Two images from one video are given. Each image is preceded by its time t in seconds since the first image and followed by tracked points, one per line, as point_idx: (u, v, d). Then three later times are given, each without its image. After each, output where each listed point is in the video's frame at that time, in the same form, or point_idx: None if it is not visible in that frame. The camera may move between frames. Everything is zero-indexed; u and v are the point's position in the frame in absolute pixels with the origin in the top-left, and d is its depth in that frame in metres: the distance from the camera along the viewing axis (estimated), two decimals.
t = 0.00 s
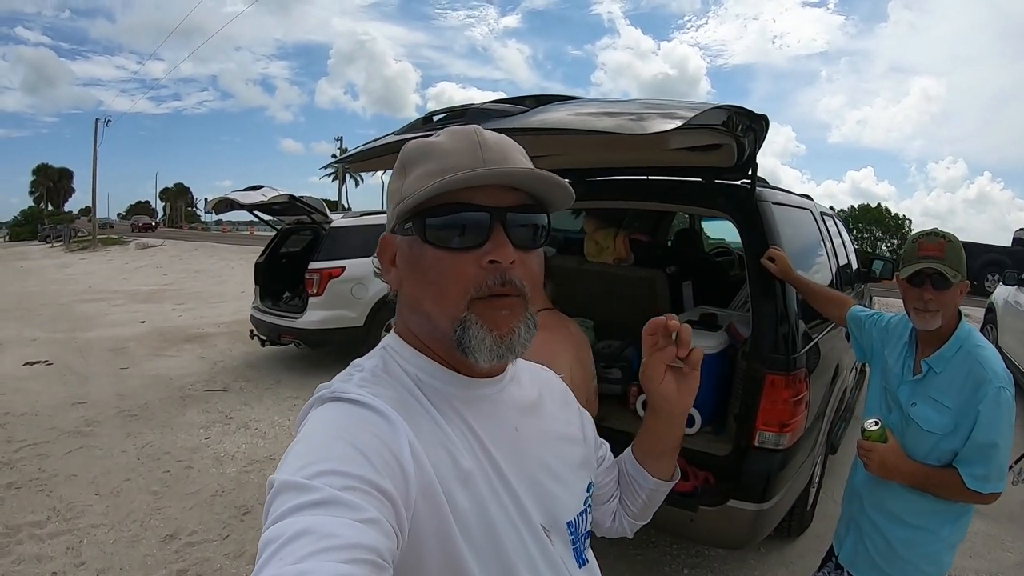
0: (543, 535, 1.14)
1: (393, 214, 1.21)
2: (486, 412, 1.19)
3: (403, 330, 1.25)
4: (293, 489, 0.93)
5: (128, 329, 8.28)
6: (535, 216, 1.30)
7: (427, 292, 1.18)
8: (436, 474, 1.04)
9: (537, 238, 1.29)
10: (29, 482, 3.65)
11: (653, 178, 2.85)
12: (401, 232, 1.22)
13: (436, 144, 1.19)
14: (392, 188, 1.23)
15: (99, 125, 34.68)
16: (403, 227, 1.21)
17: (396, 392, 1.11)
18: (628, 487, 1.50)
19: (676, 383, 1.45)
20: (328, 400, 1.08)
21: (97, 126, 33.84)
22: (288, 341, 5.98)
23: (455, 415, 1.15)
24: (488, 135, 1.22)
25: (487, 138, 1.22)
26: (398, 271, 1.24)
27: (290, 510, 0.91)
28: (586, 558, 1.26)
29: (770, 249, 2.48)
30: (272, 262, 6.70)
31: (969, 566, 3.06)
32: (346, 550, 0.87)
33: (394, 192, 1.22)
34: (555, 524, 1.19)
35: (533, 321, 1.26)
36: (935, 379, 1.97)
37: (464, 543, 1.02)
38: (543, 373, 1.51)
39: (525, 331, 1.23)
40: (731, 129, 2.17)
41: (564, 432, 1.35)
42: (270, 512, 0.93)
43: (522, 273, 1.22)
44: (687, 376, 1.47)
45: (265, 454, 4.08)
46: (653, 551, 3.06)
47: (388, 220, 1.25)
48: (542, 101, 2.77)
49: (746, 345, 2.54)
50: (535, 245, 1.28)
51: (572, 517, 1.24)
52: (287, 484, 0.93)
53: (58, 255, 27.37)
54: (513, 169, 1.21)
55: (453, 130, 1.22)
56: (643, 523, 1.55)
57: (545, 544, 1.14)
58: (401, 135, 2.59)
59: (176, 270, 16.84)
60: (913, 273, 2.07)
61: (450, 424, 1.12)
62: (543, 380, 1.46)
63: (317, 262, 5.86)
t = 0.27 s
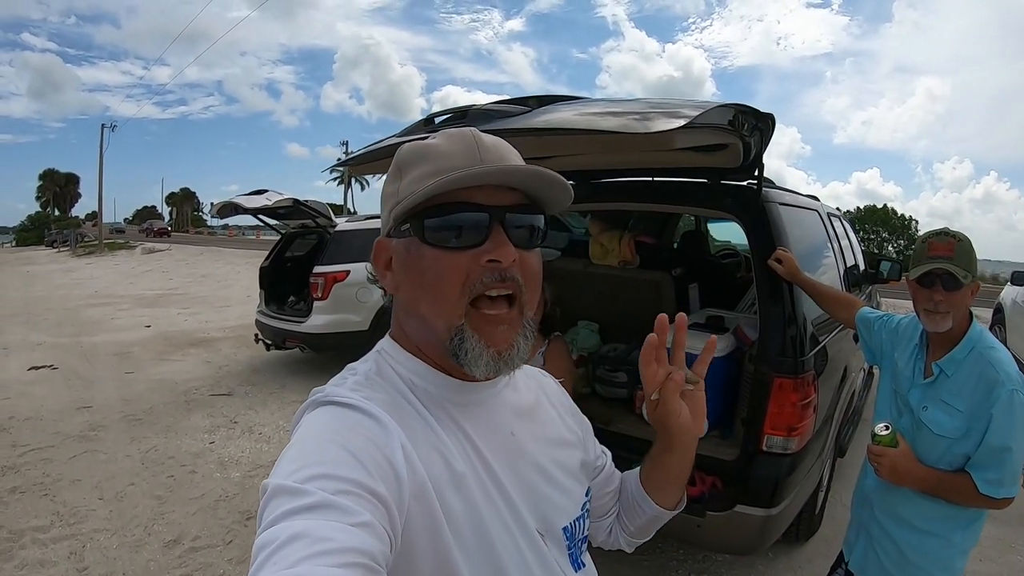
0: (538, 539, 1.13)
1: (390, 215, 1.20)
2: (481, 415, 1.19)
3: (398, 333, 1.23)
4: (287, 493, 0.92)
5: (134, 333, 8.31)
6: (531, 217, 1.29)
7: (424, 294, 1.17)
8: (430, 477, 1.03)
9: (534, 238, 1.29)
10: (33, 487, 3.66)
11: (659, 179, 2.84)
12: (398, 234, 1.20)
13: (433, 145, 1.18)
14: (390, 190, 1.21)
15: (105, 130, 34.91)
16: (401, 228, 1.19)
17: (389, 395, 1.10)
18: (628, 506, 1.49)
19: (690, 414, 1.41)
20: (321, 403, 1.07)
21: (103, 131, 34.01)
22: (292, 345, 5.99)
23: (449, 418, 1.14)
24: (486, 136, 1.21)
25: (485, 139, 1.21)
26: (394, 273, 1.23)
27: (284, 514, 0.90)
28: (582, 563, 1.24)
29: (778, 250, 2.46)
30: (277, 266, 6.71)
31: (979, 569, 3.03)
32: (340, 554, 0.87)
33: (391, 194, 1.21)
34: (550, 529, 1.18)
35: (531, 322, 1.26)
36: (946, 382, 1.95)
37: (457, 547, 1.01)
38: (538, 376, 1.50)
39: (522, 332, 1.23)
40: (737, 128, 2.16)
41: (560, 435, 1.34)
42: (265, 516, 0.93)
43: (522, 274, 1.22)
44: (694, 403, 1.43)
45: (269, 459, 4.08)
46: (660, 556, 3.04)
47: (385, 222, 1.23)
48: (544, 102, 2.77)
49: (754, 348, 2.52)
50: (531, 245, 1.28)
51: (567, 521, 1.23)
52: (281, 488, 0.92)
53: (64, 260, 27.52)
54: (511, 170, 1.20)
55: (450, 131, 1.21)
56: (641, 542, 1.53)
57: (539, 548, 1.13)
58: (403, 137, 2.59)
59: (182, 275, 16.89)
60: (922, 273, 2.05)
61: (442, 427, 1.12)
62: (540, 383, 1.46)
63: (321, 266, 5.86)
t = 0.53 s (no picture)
0: (549, 541, 1.13)
1: (405, 216, 1.19)
2: (492, 416, 1.18)
3: (411, 333, 1.23)
4: (299, 494, 0.92)
5: (140, 337, 8.34)
6: (544, 219, 1.29)
7: (442, 294, 1.17)
8: (441, 478, 1.03)
9: (546, 240, 1.29)
10: (38, 489, 3.67)
11: (665, 181, 2.83)
12: (412, 234, 1.20)
13: (448, 146, 1.17)
14: (404, 191, 1.20)
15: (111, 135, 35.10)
16: (416, 229, 1.19)
17: (400, 396, 1.10)
18: (632, 509, 1.48)
19: (702, 429, 1.40)
20: (331, 404, 1.07)
21: (109, 135, 34.18)
22: (298, 348, 6.00)
23: (459, 419, 1.14)
24: (501, 138, 1.21)
25: (499, 142, 1.21)
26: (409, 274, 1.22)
27: (295, 515, 0.90)
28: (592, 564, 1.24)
29: (785, 251, 2.45)
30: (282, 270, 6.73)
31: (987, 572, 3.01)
32: (353, 555, 0.86)
33: (406, 195, 1.19)
34: (559, 530, 1.18)
35: (547, 321, 1.27)
36: (956, 384, 1.93)
37: (469, 548, 1.01)
38: (546, 377, 1.49)
39: (540, 331, 1.24)
40: (744, 129, 2.16)
41: (569, 436, 1.34)
42: (276, 517, 0.92)
43: (539, 273, 1.23)
44: (706, 416, 1.41)
45: (274, 462, 4.08)
46: (667, 560, 3.02)
47: (398, 223, 1.22)
48: (550, 103, 2.76)
49: (761, 350, 2.51)
50: (544, 247, 1.28)
51: (577, 521, 1.22)
52: (292, 489, 0.92)
53: (70, 264, 27.65)
54: (527, 172, 1.20)
55: (464, 133, 1.21)
56: (640, 541, 1.53)
57: (550, 549, 1.12)
58: (408, 139, 2.59)
59: (187, 278, 16.95)
60: (930, 273, 2.04)
61: (453, 428, 1.11)
62: (548, 384, 1.45)
63: (326, 269, 5.87)
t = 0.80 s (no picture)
0: (552, 546, 1.12)
1: (414, 218, 1.18)
2: (495, 422, 1.18)
3: (417, 337, 1.22)
4: (303, 500, 0.91)
5: (141, 338, 8.35)
6: (549, 223, 1.29)
7: (452, 297, 1.16)
8: (445, 484, 1.02)
9: (551, 244, 1.29)
10: (39, 491, 3.67)
11: (669, 183, 2.83)
12: (420, 238, 1.19)
13: (457, 150, 1.17)
14: (411, 195, 1.19)
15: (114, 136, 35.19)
16: (424, 233, 1.18)
17: (403, 401, 1.10)
18: (632, 514, 1.48)
19: (705, 437, 1.39)
20: (335, 410, 1.06)
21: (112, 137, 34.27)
22: (300, 350, 6.00)
23: (463, 424, 1.14)
24: (509, 144, 1.22)
25: (508, 148, 1.22)
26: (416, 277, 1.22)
27: (298, 521, 0.89)
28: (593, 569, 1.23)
29: (789, 253, 2.44)
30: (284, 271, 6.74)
31: None
32: (356, 560, 0.86)
33: (413, 199, 1.19)
34: (562, 535, 1.17)
35: (554, 324, 1.27)
36: (961, 388, 1.92)
37: (473, 554, 1.00)
38: (547, 381, 1.49)
39: (547, 333, 1.24)
40: (747, 130, 2.15)
41: (572, 442, 1.34)
42: (279, 522, 0.92)
43: (548, 276, 1.23)
44: (709, 424, 1.40)
45: (275, 464, 4.08)
46: (669, 564, 3.02)
47: (405, 225, 1.21)
48: (551, 105, 2.76)
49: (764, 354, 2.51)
50: (549, 251, 1.28)
51: (579, 526, 1.22)
52: (295, 494, 0.92)
53: (73, 265, 27.72)
54: (537, 177, 1.21)
55: (472, 137, 1.20)
56: (637, 546, 1.53)
57: (554, 555, 1.12)
58: (409, 141, 2.59)
59: (190, 279, 16.98)
60: (934, 276, 2.03)
61: (456, 433, 1.11)
62: (550, 389, 1.45)
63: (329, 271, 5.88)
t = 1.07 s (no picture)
0: (553, 548, 1.12)
1: (416, 219, 1.17)
2: (496, 422, 1.17)
3: (419, 337, 1.22)
4: (304, 500, 0.91)
5: (143, 338, 8.36)
6: (551, 224, 1.28)
7: (455, 298, 1.16)
8: (446, 485, 1.02)
9: (553, 245, 1.29)
10: (40, 491, 3.67)
11: (669, 182, 2.82)
12: (421, 238, 1.18)
13: (458, 150, 1.16)
14: (412, 195, 1.19)
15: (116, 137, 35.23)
16: (426, 233, 1.18)
17: (404, 402, 1.09)
18: (633, 516, 1.48)
19: (706, 439, 1.39)
20: (335, 410, 1.06)
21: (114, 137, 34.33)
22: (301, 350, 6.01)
23: (464, 425, 1.13)
24: (511, 144, 1.21)
25: (510, 148, 1.21)
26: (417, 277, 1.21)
27: (299, 521, 0.89)
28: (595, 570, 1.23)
29: (791, 253, 2.44)
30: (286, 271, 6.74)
31: None
32: (356, 561, 0.86)
33: (414, 199, 1.18)
34: (563, 536, 1.17)
35: (556, 325, 1.26)
36: (963, 389, 1.92)
37: (473, 556, 1.00)
38: (549, 382, 1.48)
39: (548, 335, 1.24)
40: (748, 128, 2.15)
41: (573, 443, 1.33)
42: (280, 522, 0.92)
43: (550, 278, 1.23)
44: (711, 426, 1.39)
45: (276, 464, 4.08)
46: (670, 564, 3.01)
47: (407, 226, 1.20)
48: (552, 103, 2.76)
49: (766, 354, 2.50)
50: (551, 252, 1.27)
51: (580, 527, 1.21)
52: (296, 494, 0.92)
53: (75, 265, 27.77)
54: (540, 178, 1.20)
55: (474, 137, 1.20)
56: (638, 547, 1.53)
57: (555, 557, 1.11)
58: (410, 140, 2.59)
59: (192, 279, 17.00)
60: (936, 276, 2.03)
61: (457, 434, 1.11)
62: (551, 389, 1.45)
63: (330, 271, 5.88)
